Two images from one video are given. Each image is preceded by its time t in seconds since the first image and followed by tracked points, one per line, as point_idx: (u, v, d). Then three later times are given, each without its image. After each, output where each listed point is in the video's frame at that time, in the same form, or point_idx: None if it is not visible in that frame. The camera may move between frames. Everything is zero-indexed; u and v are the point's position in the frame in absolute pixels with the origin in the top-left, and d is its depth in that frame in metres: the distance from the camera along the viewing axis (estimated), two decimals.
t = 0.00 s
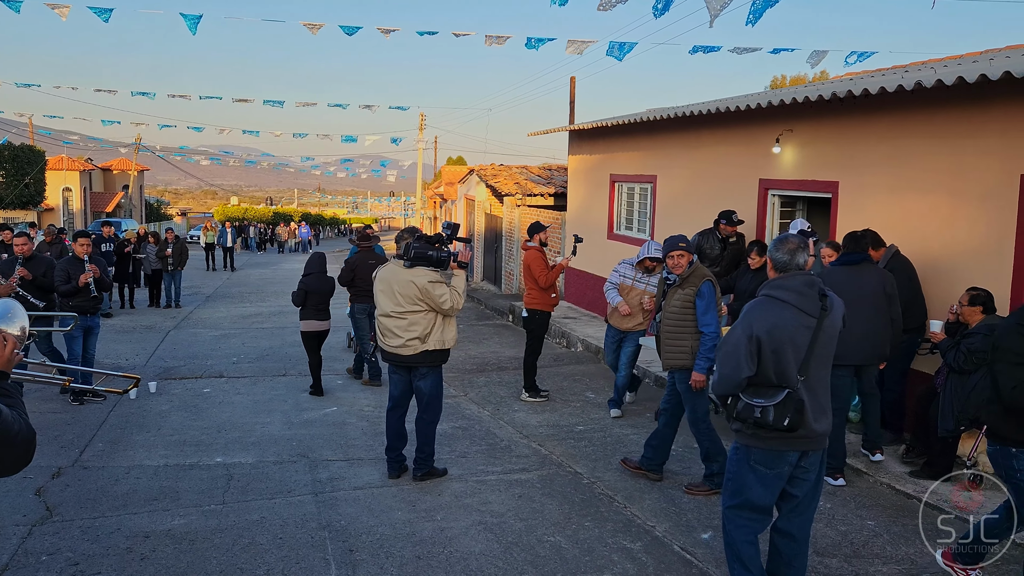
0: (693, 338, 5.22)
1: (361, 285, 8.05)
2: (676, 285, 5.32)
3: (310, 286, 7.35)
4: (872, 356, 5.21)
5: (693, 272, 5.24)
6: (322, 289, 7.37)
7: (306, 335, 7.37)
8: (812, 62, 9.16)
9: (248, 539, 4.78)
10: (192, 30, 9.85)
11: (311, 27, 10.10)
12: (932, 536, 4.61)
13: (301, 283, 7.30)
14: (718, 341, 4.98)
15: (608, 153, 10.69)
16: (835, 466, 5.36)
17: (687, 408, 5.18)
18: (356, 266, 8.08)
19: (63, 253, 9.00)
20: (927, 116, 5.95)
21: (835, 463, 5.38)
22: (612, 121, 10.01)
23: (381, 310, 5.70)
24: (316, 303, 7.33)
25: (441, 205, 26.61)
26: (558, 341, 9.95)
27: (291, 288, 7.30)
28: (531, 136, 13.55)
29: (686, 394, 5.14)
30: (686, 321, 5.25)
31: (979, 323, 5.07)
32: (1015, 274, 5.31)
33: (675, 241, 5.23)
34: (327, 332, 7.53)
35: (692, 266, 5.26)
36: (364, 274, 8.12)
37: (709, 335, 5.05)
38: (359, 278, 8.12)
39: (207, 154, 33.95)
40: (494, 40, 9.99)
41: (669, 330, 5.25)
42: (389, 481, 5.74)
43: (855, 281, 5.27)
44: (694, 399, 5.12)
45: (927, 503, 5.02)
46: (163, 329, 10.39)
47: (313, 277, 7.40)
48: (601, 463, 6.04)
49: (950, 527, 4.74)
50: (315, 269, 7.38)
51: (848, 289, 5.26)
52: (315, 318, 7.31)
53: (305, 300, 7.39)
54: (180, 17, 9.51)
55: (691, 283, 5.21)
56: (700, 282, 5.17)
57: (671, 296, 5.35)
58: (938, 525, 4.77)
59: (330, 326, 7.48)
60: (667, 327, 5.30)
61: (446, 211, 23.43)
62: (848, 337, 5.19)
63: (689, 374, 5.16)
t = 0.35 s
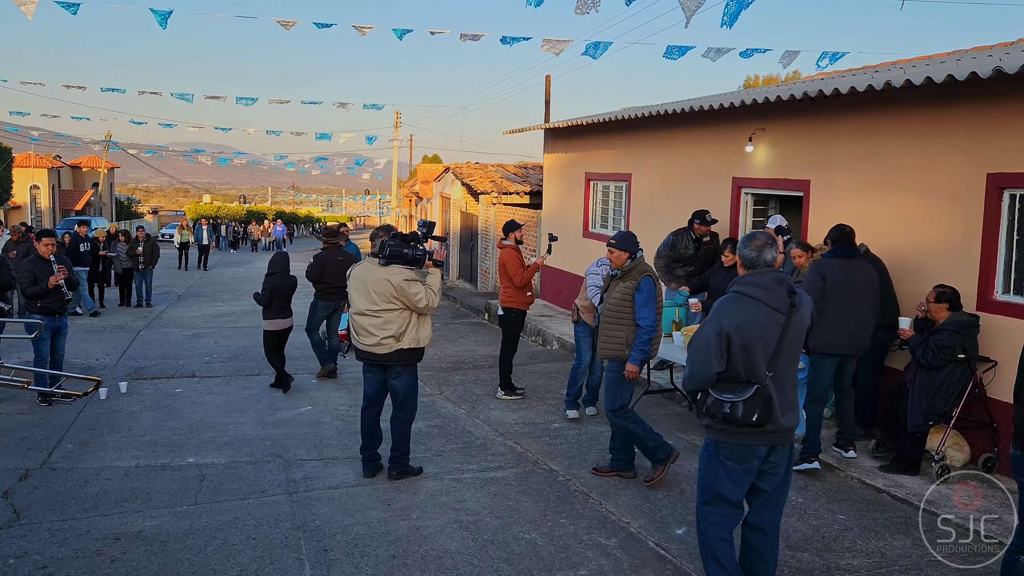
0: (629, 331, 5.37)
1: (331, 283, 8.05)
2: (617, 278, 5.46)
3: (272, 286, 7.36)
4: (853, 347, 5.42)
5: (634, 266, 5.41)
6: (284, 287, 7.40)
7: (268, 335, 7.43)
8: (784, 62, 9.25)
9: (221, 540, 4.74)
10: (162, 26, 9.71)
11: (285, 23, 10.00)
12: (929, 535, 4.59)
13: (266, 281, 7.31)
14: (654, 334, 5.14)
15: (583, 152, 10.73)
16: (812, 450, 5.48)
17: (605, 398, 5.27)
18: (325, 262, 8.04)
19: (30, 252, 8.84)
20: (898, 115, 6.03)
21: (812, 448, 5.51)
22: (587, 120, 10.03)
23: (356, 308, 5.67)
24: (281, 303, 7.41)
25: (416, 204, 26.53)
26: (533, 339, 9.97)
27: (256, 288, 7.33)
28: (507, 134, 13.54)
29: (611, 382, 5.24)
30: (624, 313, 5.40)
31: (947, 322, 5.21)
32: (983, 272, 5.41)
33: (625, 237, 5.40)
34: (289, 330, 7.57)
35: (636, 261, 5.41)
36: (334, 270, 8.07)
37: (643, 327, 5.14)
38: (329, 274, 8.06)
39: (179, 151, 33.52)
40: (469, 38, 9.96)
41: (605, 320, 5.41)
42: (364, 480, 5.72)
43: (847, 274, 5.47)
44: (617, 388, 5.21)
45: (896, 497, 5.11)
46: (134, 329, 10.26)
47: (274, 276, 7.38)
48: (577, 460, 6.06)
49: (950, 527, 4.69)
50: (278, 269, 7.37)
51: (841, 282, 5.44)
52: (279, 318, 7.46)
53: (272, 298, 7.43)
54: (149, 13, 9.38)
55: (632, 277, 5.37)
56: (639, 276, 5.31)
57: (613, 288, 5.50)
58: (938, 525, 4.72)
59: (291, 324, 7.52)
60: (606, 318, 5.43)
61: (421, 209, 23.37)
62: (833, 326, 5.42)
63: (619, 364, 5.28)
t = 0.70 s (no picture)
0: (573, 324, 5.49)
1: (292, 278, 8.01)
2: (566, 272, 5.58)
3: (234, 282, 7.35)
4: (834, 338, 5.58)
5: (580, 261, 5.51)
6: (245, 284, 7.42)
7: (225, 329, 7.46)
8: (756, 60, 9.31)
9: (194, 541, 4.69)
10: (131, 21, 9.57)
11: (256, 19, 9.89)
12: (930, 535, 4.55)
13: (227, 278, 7.27)
14: (585, 329, 5.25)
15: (558, 150, 10.75)
16: (811, 435, 5.72)
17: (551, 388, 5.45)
18: (285, 259, 7.99)
19: None
20: (868, 114, 6.10)
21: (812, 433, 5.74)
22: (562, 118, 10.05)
23: (329, 307, 5.64)
24: (241, 299, 7.40)
25: (391, 201, 26.43)
26: (509, 337, 9.98)
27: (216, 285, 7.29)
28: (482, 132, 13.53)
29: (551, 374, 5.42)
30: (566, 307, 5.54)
31: (915, 317, 5.29)
32: (950, 268, 5.49)
33: (573, 233, 5.47)
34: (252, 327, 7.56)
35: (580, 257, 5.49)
36: (294, 267, 8.02)
37: (576, 322, 5.29)
38: (289, 271, 8.01)
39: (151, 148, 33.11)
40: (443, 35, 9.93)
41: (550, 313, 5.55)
42: (339, 480, 5.70)
43: (826, 266, 5.56)
44: (554, 379, 5.41)
45: (867, 490, 5.18)
46: (104, 329, 10.13)
47: (236, 273, 7.39)
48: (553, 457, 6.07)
49: (950, 527, 4.66)
50: (236, 264, 7.42)
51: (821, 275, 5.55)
52: (239, 314, 7.46)
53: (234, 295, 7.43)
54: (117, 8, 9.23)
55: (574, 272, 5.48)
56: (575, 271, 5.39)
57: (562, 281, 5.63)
58: (938, 525, 4.68)
59: (254, 319, 7.57)
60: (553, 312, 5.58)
61: (397, 207, 23.29)
62: (815, 319, 5.55)
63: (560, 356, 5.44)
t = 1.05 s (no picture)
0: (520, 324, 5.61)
1: (249, 277, 8.03)
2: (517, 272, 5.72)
3: (188, 282, 7.40)
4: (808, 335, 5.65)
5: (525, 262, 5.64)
6: (200, 284, 7.46)
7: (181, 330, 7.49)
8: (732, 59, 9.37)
9: (169, 544, 4.66)
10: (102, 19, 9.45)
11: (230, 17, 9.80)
12: (930, 535, 4.52)
13: (182, 277, 7.33)
14: (518, 330, 5.38)
15: (536, 149, 10.77)
16: (786, 432, 5.78)
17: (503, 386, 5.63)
18: (244, 259, 7.98)
19: None
20: (841, 113, 6.17)
21: (787, 430, 5.80)
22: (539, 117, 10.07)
23: (304, 307, 5.61)
24: (195, 299, 7.42)
25: (369, 201, 26.34)
26: (488, 337, 9.99)
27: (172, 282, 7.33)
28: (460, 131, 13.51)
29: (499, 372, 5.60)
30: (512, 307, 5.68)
31: (889, 314, 5.35)
32: (922, 266, 5.56)
33: (519, 234, 5.60)
34: (206, 328, 7.62)
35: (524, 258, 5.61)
36: (252, 266, 8.05)
37: (512, 323, 5.43)
38: (247, 271, 8.04)
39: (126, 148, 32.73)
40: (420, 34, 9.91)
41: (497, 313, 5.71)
42: (317, 481, 5.67)
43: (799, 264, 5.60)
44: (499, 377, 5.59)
45: (841, 485, 5.24)
46: (77, 331, 10.01)
47: (192, 272, 7.47)
48: (531, 456, 6.09)
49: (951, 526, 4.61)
50: (193, 264, 7.45)
51: (795, 273, 5.59)
52: (194, 314, 7.49)
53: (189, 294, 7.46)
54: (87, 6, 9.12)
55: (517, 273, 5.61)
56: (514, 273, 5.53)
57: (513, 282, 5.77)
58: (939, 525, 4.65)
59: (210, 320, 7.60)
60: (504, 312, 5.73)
61: (375, 207, 23.21)
62: (789, 318, 5.61)
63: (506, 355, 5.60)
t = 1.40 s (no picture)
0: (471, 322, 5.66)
1: (214, 277, 8.02)
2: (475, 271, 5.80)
3: (151, 284, 7.40)
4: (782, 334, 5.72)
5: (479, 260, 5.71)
6: (164, 285, 7.45)
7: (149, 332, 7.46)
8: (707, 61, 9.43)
9: (145, 550, 4.62)
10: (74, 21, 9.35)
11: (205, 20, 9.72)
12: (930, 535, 4.52)
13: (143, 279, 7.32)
14: (458, 327, 5.45)
15: (514, 151, 10.79)
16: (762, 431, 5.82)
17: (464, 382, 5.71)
18: (210, 259, 8.02)
19: None
20: (815, 114, 6.22)
21: (764, 429, 5.84)
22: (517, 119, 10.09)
23: (280, 310, 5.58)
24: (159, 301, 7.40)
25: (348, 203, 26.24)
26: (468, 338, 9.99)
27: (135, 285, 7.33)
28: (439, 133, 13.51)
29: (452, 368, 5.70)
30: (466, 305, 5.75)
31: (863, 313, 5.41)
32: (895, 266, 5.63)
33: (474, 232, 5.71)
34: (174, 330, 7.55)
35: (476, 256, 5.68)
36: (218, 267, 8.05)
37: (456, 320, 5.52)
38: (213, 272, 8.05)
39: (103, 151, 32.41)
40: (397, 36, 9.89)
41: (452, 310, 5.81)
42: (295, 484, 5.65)
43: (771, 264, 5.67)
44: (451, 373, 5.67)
45: (817, 483, 5.29)
46: (51, 336, 9.90)
47: (155, 275, 7.43)
48: (510, 457, 6.09)
49: (950, 527, 4.60)
50: (156, 266, 7.43)
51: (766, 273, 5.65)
52: (162, 317, 7.43)
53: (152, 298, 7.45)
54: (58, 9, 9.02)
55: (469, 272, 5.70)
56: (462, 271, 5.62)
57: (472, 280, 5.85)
58: (939, 525, 4.63)
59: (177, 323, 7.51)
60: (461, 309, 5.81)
61: (354, 209, 23.13)
62: (764, 318, 5.66)
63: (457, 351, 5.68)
